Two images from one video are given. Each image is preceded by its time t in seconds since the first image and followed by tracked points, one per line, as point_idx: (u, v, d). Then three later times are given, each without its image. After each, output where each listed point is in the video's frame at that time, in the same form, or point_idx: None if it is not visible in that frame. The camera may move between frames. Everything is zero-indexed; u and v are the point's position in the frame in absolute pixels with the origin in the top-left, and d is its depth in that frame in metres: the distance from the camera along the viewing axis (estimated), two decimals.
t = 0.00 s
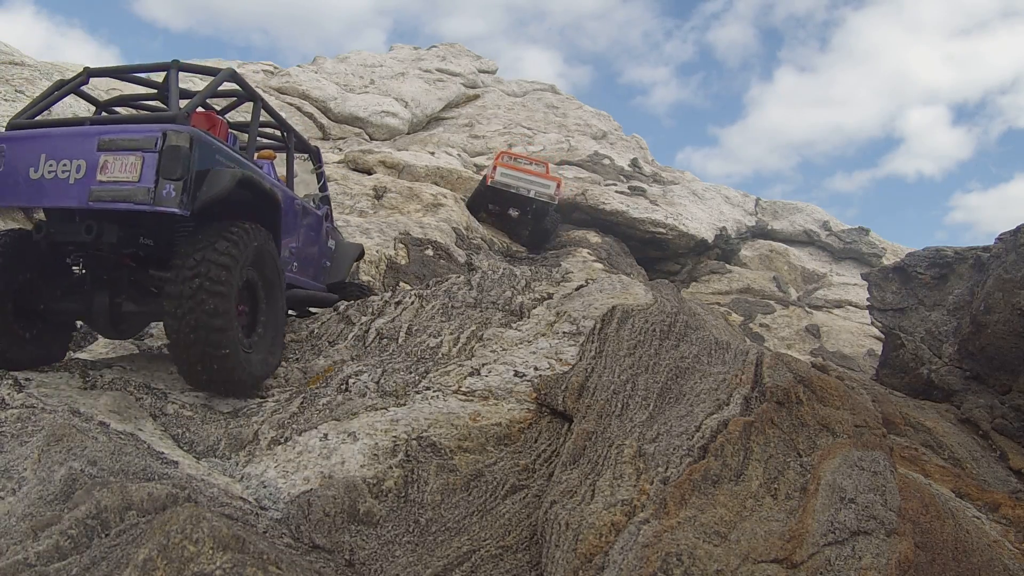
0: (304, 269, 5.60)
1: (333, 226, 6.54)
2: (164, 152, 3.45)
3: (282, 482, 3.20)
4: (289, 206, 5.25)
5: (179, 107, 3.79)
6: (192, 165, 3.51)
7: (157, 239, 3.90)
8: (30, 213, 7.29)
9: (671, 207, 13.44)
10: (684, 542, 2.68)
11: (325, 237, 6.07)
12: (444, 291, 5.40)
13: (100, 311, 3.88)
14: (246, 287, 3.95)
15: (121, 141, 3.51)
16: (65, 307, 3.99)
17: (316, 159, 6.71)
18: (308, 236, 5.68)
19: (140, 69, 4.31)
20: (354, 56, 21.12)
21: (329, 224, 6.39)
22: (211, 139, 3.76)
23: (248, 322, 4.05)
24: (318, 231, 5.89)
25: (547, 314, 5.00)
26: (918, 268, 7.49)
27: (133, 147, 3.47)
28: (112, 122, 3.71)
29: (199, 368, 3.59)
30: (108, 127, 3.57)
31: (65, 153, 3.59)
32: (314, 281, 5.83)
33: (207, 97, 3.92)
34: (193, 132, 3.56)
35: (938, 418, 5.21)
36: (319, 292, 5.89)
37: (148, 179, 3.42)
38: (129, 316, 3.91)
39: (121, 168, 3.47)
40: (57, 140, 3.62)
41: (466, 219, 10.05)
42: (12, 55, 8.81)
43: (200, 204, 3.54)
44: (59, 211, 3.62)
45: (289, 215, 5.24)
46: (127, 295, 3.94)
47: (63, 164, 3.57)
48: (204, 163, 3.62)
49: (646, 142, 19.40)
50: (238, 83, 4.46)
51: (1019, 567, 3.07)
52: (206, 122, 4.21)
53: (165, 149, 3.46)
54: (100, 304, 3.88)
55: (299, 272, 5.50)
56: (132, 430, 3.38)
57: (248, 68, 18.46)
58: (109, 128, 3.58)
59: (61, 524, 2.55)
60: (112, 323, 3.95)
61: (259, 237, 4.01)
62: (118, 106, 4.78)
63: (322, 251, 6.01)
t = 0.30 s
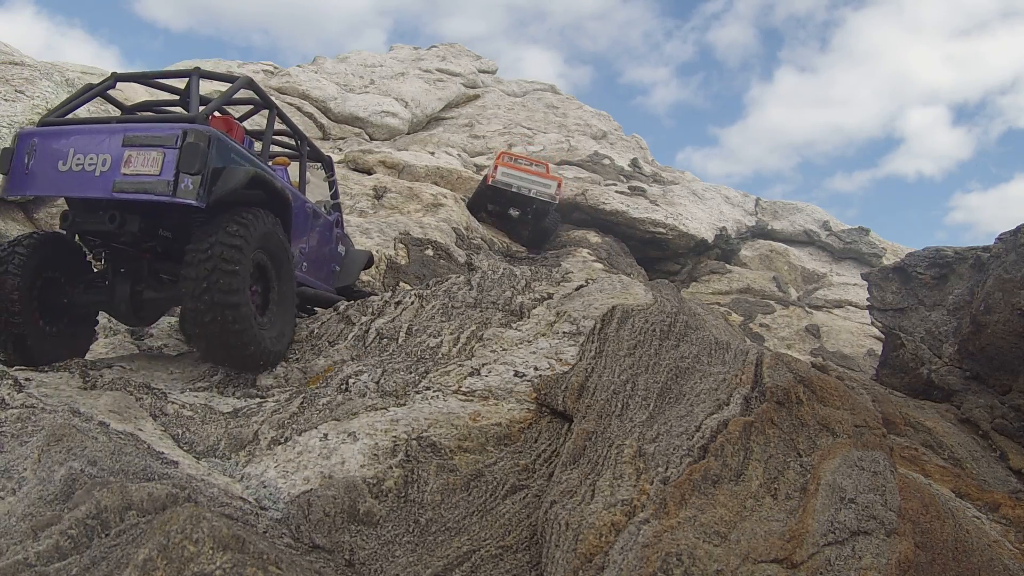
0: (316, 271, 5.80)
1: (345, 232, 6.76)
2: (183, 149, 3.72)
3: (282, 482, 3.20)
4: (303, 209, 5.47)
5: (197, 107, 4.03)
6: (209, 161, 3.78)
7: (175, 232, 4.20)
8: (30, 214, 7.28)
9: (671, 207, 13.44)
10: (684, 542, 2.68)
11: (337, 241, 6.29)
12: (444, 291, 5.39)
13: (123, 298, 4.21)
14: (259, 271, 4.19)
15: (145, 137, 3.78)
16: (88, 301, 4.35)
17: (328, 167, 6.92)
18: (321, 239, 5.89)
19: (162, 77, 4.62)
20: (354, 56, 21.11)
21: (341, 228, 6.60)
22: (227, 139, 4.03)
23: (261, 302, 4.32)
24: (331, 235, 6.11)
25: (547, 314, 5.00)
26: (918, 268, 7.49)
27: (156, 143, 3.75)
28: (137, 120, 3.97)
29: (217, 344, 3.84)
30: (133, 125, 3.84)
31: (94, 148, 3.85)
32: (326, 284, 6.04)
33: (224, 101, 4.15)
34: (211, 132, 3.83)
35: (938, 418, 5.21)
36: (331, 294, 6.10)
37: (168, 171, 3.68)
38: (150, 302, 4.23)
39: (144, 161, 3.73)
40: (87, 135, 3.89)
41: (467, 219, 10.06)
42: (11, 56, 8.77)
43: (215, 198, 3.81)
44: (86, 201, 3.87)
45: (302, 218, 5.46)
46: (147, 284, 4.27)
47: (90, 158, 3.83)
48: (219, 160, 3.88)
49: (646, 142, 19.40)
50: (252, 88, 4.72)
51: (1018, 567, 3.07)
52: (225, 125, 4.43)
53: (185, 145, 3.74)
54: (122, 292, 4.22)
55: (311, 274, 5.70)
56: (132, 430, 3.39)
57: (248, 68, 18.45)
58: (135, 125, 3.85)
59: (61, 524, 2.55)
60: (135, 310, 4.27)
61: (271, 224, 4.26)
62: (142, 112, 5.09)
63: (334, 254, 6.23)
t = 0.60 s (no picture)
0: (324, 274, 5.95)
1: (354, 237, 6.90)
2: (201, 160, 4.04)
3: (282, 482, 3.20)
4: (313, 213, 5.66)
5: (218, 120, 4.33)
6: (225, 172, 4.11)
7: (193, 234, 4.49)
8: (30, 214, 7.27)
9: (671, 207, 13.44)
10: (684, 542, 2.68)
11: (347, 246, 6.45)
12: (444, 290, 5.39)
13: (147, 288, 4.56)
14: (272, 254, 4.60)
15: (169, 148, 4.11)
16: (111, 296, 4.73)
17: (338, 175, 7.03)
18: (330, 243, 6.04)
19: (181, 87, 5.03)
20: (354, 56, 21.10)
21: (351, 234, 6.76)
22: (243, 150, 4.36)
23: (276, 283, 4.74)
24: (340, 240, 6.27)
25: (547, 314, 5.00)
26: (918, 268, 7.49)
27: (177, 153, 4.08)
28: (161, 131, 4.30)
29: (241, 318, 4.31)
30: (158, 135, 4.17)
31: (120, 155, 4.19)
32: (334, 286, 6.19)
33: (243, 114, 4.51)
34: (228, 145, 4.14)
35: (938, 418, 5.21)
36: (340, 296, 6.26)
37: (188, 180, 4.01)
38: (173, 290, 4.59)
39: (166, 169, 4.07)
40: (115, 144, 4.23)
41: (467, 219, 10.06)
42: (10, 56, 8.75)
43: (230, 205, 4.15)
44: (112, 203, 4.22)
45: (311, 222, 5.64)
46: (168, 274, 4.60)
47: (117, 163, 4.17)
48: (234, 169, 4.20)
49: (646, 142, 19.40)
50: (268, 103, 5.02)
51: (1018, 567, 3.07)
52: (240, 136, 4.81)
53: (204, 156, 4.06)
54: (146, 283, 4.56)
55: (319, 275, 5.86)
56: (132, 430, 3.39)
57: (248, 68, 18.43)
58: (158, 136, 4.17)
59: (61, 524, 2.55)
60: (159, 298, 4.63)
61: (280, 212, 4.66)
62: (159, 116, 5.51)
63: (344, 258, 6.38)
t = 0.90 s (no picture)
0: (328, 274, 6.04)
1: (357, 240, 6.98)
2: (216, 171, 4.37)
3: (282, 482, 3.20)
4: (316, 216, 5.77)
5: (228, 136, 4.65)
6: (235, 183, 4.45)
7: (211, 238, 4.84)
8: (30, 214, 7.28)
9: (671, 207, 13.44)
10: (684, 542, 2.68)
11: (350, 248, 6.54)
12: (444, 290, 5.37)
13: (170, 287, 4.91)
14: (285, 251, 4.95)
15: (184, 161, 4.42)
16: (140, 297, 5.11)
17: (340, 183, 7.08)
18: (335, 244, 6.14)
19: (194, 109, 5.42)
20: (354, 56, 21.10)
21: (353, 238, 6.85)
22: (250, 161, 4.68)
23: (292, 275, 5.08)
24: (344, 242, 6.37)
25: (547, 314, 4.99)
26: (918, 268, 7.49)
27: (193, 166, 4.39)
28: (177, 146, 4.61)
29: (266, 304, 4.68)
30: (174, 150, 4.48)
31: (141, 169, 4.50)
32: (340, 286, 6.29)
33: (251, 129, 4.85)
34: (237, 156, 4.47)
35: (938, 418, 5.21)
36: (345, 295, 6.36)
37: (203, 190, 4.33)
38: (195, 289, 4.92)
39: (183, 181, 4.38)
40: (135, 159, 4.53)
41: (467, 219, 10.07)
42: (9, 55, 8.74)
43: (241, 211, 4.51)
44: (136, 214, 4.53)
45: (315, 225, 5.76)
46: (189, 275, 4.94)
47: (139, 177, 4.47)
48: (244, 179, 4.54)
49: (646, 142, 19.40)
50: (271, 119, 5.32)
51: (1018, 567, 3.07)
52: (250, 150, 4.89)
53: (217, 167, 4.38)
54: (171, 284, 4.92)
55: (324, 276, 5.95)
56: (132, 430, 3.39)
57: (248, 68, 18.43)
58: (175, 150, 4.48)
59: (61, 524, 2.55)
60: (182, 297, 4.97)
61: (287, 211, 5.03)
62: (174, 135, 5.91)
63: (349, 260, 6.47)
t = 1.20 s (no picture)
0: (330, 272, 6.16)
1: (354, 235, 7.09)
2: (237, 196, 4.63)
3: (282, 482, 3.19)
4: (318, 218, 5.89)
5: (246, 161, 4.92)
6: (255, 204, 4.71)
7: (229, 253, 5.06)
8: (30, 214, 7.28)
9: (671, 207, 13.44)
10: (684, 542, 2.68)
11: (349, 245, 6.66)
12: (444, 290, 5.36)
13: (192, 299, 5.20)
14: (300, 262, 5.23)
15: (205, 185, 4.67)
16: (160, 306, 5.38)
17: (338, 182, 7.10)
18: (335, 243, 6.25)
19: (208, 126, 5.63)
20: (354, 56, 21.10)
21: (351, 233, 6.96)
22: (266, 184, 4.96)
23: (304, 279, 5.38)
24: (343, 239, 6.50)
25: (547, 314, 4.99)
26: (918, 268, 7.49)
27: (214, 191, 4.65)
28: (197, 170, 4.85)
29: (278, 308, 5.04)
30: (195, 174, 4.72)
31: (162, 191, 4.74)
32: (341, 282, 6.43)
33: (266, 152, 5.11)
34: (255, 180, 4.74)
35: (938, 418, 5.20)
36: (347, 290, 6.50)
37: (226, 214, 4.60)
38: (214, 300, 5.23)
39: (206, 205, 4.64)
40: (157, 182, 4.76)
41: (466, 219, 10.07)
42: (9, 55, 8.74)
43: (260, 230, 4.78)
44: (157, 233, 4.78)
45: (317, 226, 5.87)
46: (209, 287, 5.22)
47: (161, 200, 4.71)
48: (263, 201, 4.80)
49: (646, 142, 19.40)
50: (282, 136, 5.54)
51: (1018, 567, 3.06)
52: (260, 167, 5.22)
53: (238, 192, 4.65)
54: (191, 296, 5.22)
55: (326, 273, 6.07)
56: (131, 430, 3.39)
57: (248, 68, 18.42)
58: (195, 175, 4.72)
59: (61, 525, 2.55)
60: (203, 306, 5.27)
61: (303, 226, 5.37)
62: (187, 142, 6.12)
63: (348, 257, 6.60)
